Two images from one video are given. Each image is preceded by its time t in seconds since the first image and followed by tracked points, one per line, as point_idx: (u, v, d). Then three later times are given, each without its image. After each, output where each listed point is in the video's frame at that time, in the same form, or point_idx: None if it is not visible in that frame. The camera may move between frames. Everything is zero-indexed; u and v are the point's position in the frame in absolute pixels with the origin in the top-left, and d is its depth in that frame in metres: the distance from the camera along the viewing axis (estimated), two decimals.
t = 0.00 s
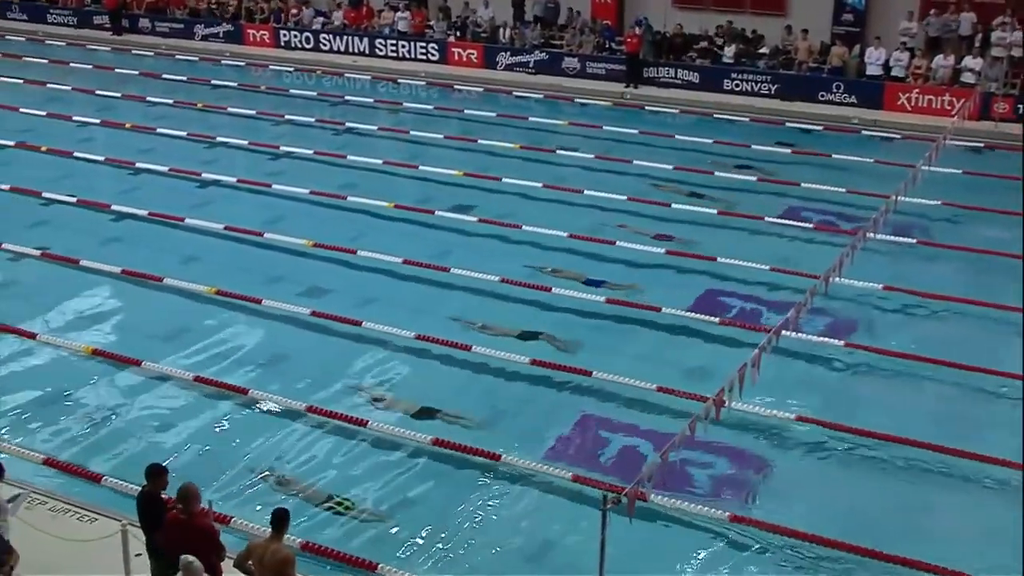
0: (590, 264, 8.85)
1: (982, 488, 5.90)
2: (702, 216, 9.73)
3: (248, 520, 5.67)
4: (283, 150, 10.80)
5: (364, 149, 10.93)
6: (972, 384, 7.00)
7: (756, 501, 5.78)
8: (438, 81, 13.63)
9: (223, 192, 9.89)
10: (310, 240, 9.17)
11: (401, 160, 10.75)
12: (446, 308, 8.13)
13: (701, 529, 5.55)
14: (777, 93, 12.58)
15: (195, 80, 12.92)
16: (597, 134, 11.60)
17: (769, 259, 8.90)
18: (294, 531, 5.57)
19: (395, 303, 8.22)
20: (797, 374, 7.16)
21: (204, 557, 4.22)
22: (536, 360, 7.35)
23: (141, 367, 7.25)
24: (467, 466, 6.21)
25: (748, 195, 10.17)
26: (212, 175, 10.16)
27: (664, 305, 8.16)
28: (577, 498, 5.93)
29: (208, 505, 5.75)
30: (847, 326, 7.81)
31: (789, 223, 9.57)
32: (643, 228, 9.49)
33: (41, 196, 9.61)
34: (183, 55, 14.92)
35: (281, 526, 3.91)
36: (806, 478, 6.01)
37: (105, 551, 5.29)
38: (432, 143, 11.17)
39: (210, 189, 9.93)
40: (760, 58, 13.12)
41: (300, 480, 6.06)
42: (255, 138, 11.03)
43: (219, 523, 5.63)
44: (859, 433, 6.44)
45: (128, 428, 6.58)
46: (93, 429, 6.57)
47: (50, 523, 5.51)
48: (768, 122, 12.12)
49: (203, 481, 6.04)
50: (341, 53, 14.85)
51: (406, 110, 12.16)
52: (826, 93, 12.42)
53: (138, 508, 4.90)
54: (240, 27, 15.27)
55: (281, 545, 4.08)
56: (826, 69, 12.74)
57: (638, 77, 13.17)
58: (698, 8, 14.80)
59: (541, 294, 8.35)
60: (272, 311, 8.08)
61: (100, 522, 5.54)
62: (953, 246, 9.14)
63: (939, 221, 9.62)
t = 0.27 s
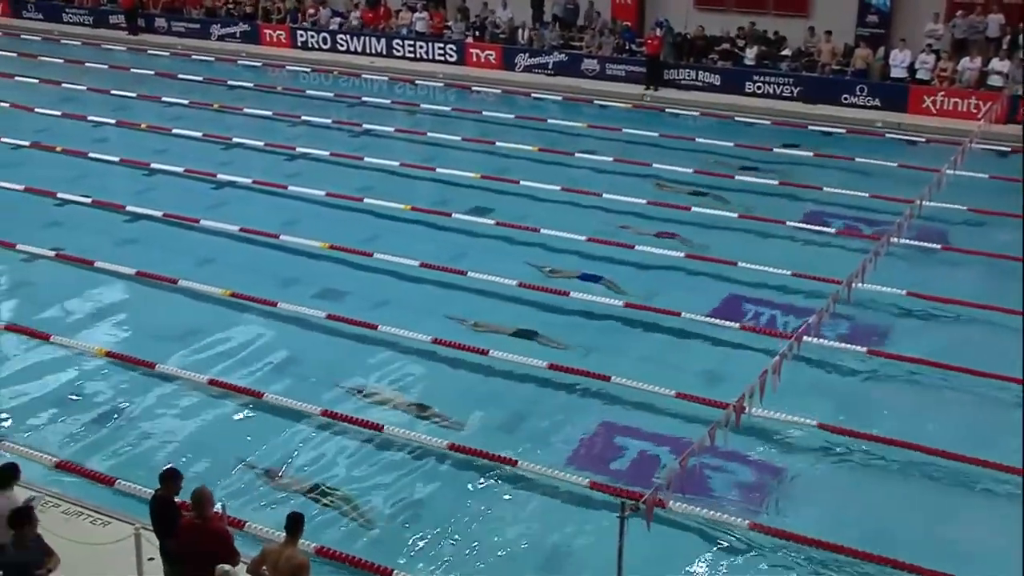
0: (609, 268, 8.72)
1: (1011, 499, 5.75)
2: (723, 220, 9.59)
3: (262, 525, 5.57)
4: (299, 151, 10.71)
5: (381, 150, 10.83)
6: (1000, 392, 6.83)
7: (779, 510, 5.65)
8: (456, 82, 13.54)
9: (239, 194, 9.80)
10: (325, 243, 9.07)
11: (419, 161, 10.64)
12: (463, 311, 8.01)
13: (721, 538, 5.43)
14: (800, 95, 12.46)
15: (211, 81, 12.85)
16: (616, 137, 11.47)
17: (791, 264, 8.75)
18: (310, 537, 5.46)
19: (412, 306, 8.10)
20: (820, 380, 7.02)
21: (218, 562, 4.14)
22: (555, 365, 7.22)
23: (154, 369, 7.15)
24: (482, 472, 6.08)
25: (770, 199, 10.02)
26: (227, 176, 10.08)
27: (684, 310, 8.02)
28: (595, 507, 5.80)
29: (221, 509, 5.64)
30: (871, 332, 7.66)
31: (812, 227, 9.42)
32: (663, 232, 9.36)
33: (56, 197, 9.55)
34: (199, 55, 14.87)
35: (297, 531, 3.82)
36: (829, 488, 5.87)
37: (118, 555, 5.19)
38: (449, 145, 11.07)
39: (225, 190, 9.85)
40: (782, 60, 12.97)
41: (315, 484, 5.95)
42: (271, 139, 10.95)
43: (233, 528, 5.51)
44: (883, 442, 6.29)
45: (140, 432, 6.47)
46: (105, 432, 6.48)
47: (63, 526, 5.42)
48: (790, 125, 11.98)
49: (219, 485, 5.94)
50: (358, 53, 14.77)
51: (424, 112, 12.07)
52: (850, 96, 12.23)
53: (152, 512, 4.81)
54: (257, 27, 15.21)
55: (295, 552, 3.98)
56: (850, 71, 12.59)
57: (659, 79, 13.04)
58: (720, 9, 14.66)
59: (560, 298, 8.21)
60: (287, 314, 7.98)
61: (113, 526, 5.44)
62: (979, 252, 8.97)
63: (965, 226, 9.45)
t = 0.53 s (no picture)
0: (628, 271, 8.60)
1: None
2: (744, 224, 9.46)
3: (276, 529, 5.49)
4: (316, 152, 10.63)
5: (398, 152, 10.74)
6: None
7: (801, 518, 5.54)
8: (474, 83, 13.45)
9: (254, 195, 9.73)
10: (342, 244, 8.97)
11: (436, 163, 10.55)
12: (479, 314, 7.91)
13: (742, 546, 5.31)
14: (823, 97, 12.31)
15: (227, 80, 12.80)
16: (635, 139, 11.35)
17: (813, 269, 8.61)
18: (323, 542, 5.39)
19: (428, 309, 8.00)
20: (843, 386, 6.87)
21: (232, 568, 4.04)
22: (572, 369, 7.11)
23: (168, 371, 7.07)
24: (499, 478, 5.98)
25: (792, 202, 9.88)
26: (243, 176, 10.01)
27: (704, 314, 7.89)
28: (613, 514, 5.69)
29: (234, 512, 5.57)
30: (895, 338, 7.51)
31: (834, 231, 9.27)
32: (683, 236, 9.23)
33: (71, 196, 9.49)
34: (216, 55, 14.82)
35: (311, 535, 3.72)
36: (853, 496, 5.74)
37: (131, 559, 5.11)
38: (467, 146, 10.97)
39: (241, 190, 9.78)
40: (805, 61, 12.84)
41: (329, 488, 5.87)
42: (287, 139, 10.87)
43: (245, 531, 5.45)
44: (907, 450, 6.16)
45: (154, 434, 6.39)
46: (117, 434, 6.40)
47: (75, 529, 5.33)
48: (813, 127, 11.84)
49: (232, 487, 5.87)
50: (375, 53, 14.69)
51: (442, 112, 11.98)
52: (874, 98, 12.08)
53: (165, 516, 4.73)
54: (274, 26, 15.15)
55: (310, 556, 3.90)
56: (874, 73, 12.43)
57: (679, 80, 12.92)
58: (742, 9, 14.52)
59: (578, 301, 8.10)
60: (302, 316, 7.88)
61: (126, 528, 5.36)
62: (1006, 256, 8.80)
63: (991, 230, 9.29)
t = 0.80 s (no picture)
0: (647, 276, 8.48)
1: None
2: (765, 228, 9.32)
3: (291, 535, 5.42)
4: (333, 154, 10.55)
5: (416, 154, 10.65)
6: None
7: (822, 532, 5.44)
8: (493, 85, 13.36)
9: (271, 197, 9.65)
10: (358, 247, 8.88)
11: (454, 165, 10.45)
12: (497, 318, 7.80)
13: (762, 558, 5.23)
14: (847, 101, 12.16)
15: (244, 81, 12.74)
16: (656, 142, 11.23)
17: (836, 274, 8.46)
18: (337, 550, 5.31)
19: (444, 312, 7.91)
20: (866, 395, 6.74)
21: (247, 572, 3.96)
22: (591, 375, 7.00)
23: (183, 373, 6.99)
24: (516, 486, 5.88)
25: (814, 207, 9.74)
26: (260, 178, 9.93)
27: (725, 320, 7.75)
28: (632, 525, 5.57)
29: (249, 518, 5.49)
30: (918, 345, 7.36)
31: (858, 236, 9.13)
32: (703, 240, 9.10)
33: (87, 197, 9.43)
34: (232, 56, 14.77)
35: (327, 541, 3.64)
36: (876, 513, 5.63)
37: (145, 564, 5.02)
38: (485, 149, 10.88)
39: (257, 192, 9.71)
40: (829, 64, 12.71)
41: (344, 495, 5.80)
42: (304, 141, 10.80)
43: (260, 536, 5.38)
44: (931, 462, 6.03)
45: (168, 438, 6.31)
46: (131, 437, 6.31)
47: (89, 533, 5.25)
48: (837, 130, 11.69)
49: (247, 493, 5.79)
50: (393, 55, 14.60)
51: (460, 115, 11.88)
52: (899, 101, 11.90)
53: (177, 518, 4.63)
54: (292, 27, 15.08)
55: (326, 562, 3.81)
56: (900, 75, 12.25)
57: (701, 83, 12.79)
58: (764, 11, 14.39)
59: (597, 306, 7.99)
60: (319, 319, 7.78)
61: (141, 532, 5.27)
62: None
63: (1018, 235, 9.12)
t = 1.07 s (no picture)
0: (670, 281, 8.35)
1: None
2: (789, 233, 9.18)
3: (307, 540, 5.33)
4: (352, 155, 10.47)
5: (435, 156, 10.56)
6: None
7: (849, 543, 5.31)
8: (514, 86, 13.26)
9: (289, 199, 9.57)
10: (377, 250, 8.78)
11: (474, 168, 10.35)
12: (517, 323, 7.69)
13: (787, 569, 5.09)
14: (874, 104, 12.00)
15: (263, 82, 12.68)
16: (678, 145, 11.10)
17: (862, 280, 8.32)
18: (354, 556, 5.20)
19: (462, 315, 7.80)
20: (893, 404, 6.59)
21: None
22: (612, 381, 6.87)
23: (200, 376, 6.90)
24: (536, 495, 5.76)
25: (840, 211, 9.59)
26: (278, 180, 9.85)
27: (749, 326, 7.62)
28: (653, 536, 5.44)
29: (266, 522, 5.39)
30: (947, 353, 7.20)
31: (884, 241, 8.97)
32: (726, 245, 8.96)
33: (104, 198, 9.37)
34: (251, 56, 14.72)
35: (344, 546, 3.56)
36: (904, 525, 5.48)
37: (161, 568, 4.92)
38: (506, 151, 10.77)
39: (276, 194, 9.63)
40: (856, 67, 12.55)
41: (361, 501, 5.70)
42: (323, 142, 10.72)
43: (277, 541, 5.28)
44: (960, 472, 5.88)
45: (185, 442, 6.21)
46: (147, 440, 6.22)
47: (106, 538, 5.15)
48: (863, 134, 11.54)
49: (264, 498, 5.70)
50: (414, 56, 14.53)
51: (480, 117, 11.79)
52: (927, 105, 11.76)
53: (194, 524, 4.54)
54: (311, 27, 15.02)
55: (343, 569, 3.73)
56: (928, 78, 12.07)
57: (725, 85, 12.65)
58: (791, 12, 14.27)
59: (618, 311, 7.86)
60: (337, 323, 7.68)
61: (156, 536, 5.18)
62: None
63: None
